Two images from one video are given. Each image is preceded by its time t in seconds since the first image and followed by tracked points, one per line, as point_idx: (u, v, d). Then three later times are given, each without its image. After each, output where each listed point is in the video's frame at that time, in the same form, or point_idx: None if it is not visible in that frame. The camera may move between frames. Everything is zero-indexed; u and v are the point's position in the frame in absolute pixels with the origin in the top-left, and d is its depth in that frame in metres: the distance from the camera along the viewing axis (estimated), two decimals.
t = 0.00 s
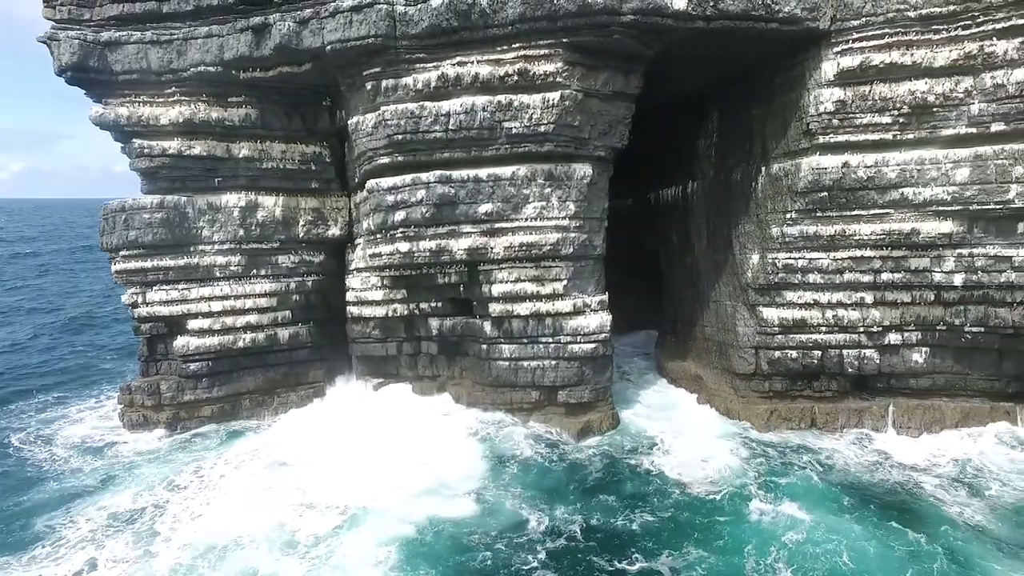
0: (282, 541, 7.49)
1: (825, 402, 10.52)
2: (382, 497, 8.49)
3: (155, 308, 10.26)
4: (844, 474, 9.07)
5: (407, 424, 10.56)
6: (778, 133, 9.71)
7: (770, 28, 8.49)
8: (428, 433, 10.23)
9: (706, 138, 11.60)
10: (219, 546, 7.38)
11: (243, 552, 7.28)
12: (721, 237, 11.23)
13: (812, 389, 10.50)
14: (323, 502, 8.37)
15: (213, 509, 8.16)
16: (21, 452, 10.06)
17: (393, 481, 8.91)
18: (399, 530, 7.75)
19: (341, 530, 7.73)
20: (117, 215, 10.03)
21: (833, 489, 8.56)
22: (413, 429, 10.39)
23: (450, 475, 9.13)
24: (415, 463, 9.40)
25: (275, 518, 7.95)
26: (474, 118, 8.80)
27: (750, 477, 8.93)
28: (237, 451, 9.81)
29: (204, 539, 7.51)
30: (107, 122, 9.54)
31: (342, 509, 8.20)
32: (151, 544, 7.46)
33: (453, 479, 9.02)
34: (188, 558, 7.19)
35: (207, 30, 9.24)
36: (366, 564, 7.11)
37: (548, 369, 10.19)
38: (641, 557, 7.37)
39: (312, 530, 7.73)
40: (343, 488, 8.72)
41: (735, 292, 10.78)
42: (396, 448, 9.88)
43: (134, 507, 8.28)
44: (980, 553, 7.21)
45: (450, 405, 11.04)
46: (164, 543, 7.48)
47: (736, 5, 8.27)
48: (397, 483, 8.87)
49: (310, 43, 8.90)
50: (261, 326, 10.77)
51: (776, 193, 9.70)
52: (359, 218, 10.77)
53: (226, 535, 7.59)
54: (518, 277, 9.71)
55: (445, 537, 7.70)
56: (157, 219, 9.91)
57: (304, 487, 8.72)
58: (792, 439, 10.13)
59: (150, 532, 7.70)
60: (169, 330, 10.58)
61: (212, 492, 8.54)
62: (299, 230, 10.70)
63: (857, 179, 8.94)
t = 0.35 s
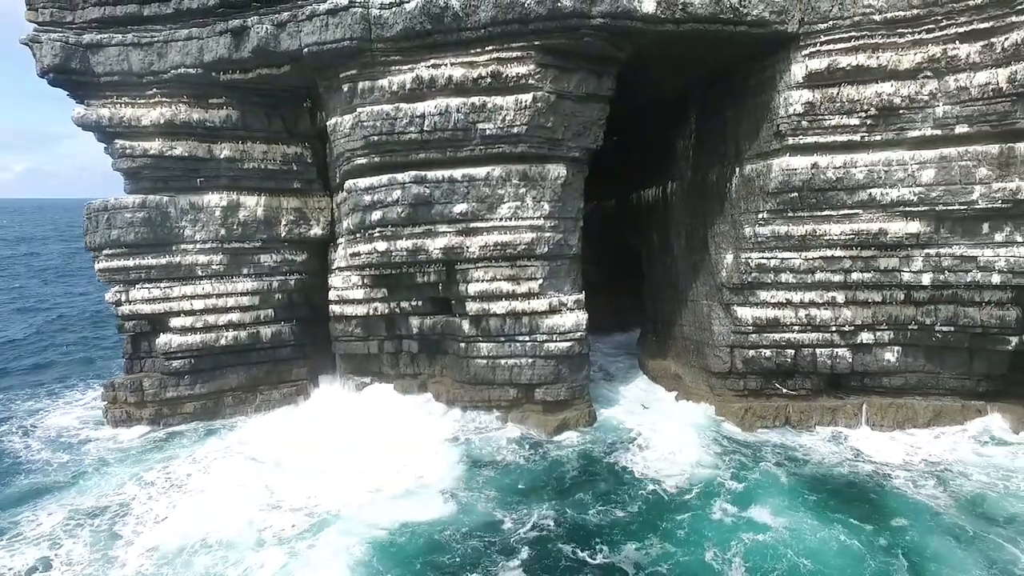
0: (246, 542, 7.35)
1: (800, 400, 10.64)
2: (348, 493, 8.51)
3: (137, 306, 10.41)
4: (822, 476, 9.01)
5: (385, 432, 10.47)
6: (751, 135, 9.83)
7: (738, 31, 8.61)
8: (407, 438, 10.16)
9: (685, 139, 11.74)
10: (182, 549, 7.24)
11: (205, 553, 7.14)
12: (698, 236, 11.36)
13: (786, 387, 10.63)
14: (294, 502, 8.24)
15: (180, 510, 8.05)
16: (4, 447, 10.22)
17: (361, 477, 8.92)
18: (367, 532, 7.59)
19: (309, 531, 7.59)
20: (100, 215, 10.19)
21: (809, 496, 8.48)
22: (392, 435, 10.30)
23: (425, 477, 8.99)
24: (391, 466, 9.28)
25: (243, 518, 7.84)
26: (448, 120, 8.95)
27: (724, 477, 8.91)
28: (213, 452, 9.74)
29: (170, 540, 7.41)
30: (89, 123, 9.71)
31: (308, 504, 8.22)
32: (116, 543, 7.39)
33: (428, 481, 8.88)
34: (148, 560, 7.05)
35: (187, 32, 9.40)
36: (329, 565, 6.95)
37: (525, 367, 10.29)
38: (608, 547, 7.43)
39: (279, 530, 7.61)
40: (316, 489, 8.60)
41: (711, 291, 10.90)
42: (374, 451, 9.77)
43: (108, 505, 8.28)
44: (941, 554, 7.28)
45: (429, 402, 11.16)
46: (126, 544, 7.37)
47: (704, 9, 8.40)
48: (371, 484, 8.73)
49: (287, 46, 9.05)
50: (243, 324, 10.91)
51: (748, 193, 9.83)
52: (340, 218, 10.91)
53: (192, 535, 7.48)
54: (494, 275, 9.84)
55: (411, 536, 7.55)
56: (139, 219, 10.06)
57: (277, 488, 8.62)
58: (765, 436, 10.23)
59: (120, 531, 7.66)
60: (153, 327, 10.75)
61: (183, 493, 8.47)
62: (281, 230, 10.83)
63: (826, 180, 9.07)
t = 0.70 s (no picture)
0: (220, 540, 7.34)
1: (781, 398, 10.72)
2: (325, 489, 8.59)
3: (129, 304, 10.62)
4: (803, 476, 9.01)
5: (372, 434, 10.48)
6: (732, 136, 9.91)
7: (714, 33, 8.73)
8: (392, 439, 10.16)
9: (670, 140, 11.83)
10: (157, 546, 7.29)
11: (178, 551, 7.15)
12: (682, 236, 11.45)
13: (768, 386, 10.70)
14: (272, 501, 8.24)
15: (160, 508, 8.09)
16: None
17: (338, 475, 9.00)
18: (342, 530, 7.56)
19: (283, 529, 7.56)
20: (93, 214, 10.42)
21: (789, 497, 8.51)
22: (378, 437, 10.32)
23: (406, 475, 8.95)
24: (374, 465, 9.24)
25: (221, 517, 7.85)
26: (430, 121, 9.11)
27: (704, 476, 8.97)
28: (200, 451, 9.81)
29: (145, 538, 7.45)
30: (81, 125, 9.95)
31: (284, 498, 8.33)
32: (93, 541, 7.45)
33: (409, 479, 8.82)
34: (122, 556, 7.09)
35: (175, 36, 9.61)
36: (299, 562, 6.91)
37: (509, 365, 10.38)
38: (583, 538, 7.51)
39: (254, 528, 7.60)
40: (295, 488, 8.59)
41: (694, 290, 10.99)
42: (357, 452, 9.76)
43: (95, 499, 8.43)
44: (911, 556, 7.32)
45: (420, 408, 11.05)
46: (105, 540, 7.45)
47: (680, 11, 8.51)
48: (351, 484, 8.70)
49: (273, 49, 9.24)
50: (233, 322, 11.11)
51: (729, 193, 9.91)
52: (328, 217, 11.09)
53: (168, 534, 7.50)
54: (477, 274, 9.97)
55: (387, 533, 7.49)
56: (130, 218, 10.28)
57: (257, 487, 8.63)
58: (747, 434, 10.31)
59: (99, 527, 7.73)
60: (146, 325, 10.90)
61: (165, 491, 8.52)
62: (270, 229, 11.01)
63: (803, 180, 9.16)
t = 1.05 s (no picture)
0: (193, 542, 7.39)
1: (759, 397, 10.84)
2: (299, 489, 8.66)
3: (117, 303, 10.81)
4: (780, 476, 9.05)
5: (355, 435, 10.53)
6: (709, 137, 10.03)
7: (688, 36, 8.87)
8: (374, 440, 10.23)
9: (652, 141, 11.95)
10: (130, 547, 7.36)
11: (151, 552, 7.21)
12: (664, 236, 11.57)
13: (746, 384, 10.81)
14: (248, 502, 8.29)
15: (137, 509, 8.16)
16: None
17: (314, 473, 9.06)
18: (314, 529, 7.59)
19: (255, 528, 7.62)
20: (81, 214, 10.62)
21: (764, 496, 8.58)
22: (361, 437, 10.36)
23: (385, 474, 8.97)
24: (353, 464, 9.27)
25: (196, 518, 7.91)
26: (409, 123, 9.27)
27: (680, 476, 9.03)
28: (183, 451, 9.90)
29: (119, 538, 7.52)
30: (70, 127, 10.15)
31: (258, 497, 8.41)
32: (68, 540, 7.53)
33: (386, 478, 8.84)
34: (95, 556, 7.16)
35: (161, 40, 9.80)
36: (268, 562, 6.93)
37: (490, 363, 10.49)
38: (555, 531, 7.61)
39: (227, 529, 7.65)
40: (273, 489, 8.64)
41: (674, 290, 11.11)
42: (338, 452, 9.80)
43: (76, 498, 8.54)
44: (878, 553, 7.39)
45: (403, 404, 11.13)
46: (79, 540, 7.52)
47: (653, 15, 8.64)
48: (328, 484, 8.73)
49: (255, 52, 9.42)
50: (220, 320, 11.26)
51: (707, 193, 10.03)
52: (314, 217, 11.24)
53: (142, 535, 7.57)
54: (457, 273, 10.11)
55: (360, 531, 7.53)
56: (118, 218, 10.47)
57: (235, 488, 8.68)
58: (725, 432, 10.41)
59: (76, 524, 7.85)
60: (134, 323, 11.08)
61: (143, 492, 8.60)
62: (257, 229, 11.17)
63: (777, 181, 9.27)
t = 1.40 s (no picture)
0: (165, 543, 7.38)
1: (739, 395, 10.95)
2: (278, 487, 8.73)
3: (105, 301, 10.98)
4: (758, 474, 9.05)
5: (339, 434, 10.57)
6: (687, 138, 10.15)
7: (663, 38, 8.99)
8: (358, 439, 10.29)
9: (635, 142, 12.06)
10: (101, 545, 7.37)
11: (123, 552, 7.22)
12: (646, 237, 11.70)
13: (726, 382, 10.91)
14: (226, 501, 8.34)
15: (114, 509, 8.20)
16: None
17: (294, 472, 9.13)
18: (288, 530, 7.56)
19: (229, 527, 7.68)
20: (70, 214, 10.81)
21: (739, 492, 8.60)
22: (345, 437, 10.35)
23: (365, 475, 8.95)
24: (333, 464, 9.30)
25: (172, 520, 7.92)
26: (389, 125, 9.42)
27: (658, 475, 9.06)
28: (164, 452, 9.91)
29: (96, 534, 7.61)
30: (58, 128, 10.34)
31: (236, 495, 8.49)
32: (41, 537, 7.55)
33: (367, 479, 8.82)
34: (67, 550, 7.20)
35: (147, 43, 9.99)
36: (239, 564, 6.91)
37: (472, 362, 10.59)
38: (527, 528, 7.66)
39: (202, 531, 7.64)
40: (251, 490, 8.63)
41: (655, 289, 11.23)
42: (320, 452, 9.83)
43: (55, 496, 8.61)
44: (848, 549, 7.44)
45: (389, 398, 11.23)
46: (50, 538, 7.54)
47: (628, 18, 8.76)
48: (307, 485, 8.72)
49: (239, 56, 9.60)
50: (208, 319, 11.41)
51: (685, 194, 10.15)
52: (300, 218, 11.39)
53: (115, 536, 7.57)
54: (439, 273, 10.25)
55: (334, 530, 7.55)
56: (105, 219, 10.65)
57: (216, 489, 8.69)
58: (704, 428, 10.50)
59: (55, 518, 7.99)
60: (123, 322, 11.26)
61: (124, 491, 8.65)
62: (244, 229, 11.31)
63: (752, 182, 9.40)
